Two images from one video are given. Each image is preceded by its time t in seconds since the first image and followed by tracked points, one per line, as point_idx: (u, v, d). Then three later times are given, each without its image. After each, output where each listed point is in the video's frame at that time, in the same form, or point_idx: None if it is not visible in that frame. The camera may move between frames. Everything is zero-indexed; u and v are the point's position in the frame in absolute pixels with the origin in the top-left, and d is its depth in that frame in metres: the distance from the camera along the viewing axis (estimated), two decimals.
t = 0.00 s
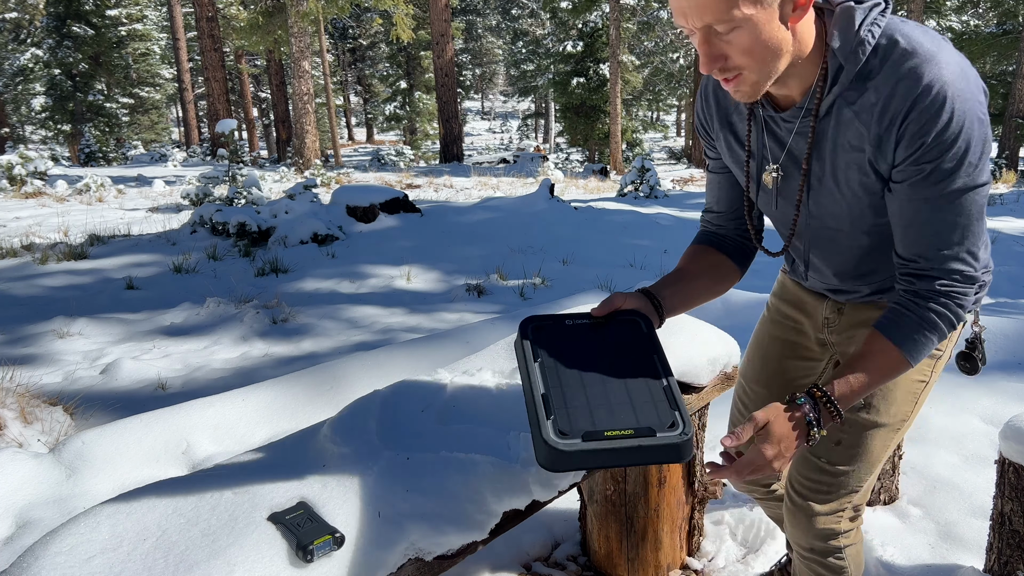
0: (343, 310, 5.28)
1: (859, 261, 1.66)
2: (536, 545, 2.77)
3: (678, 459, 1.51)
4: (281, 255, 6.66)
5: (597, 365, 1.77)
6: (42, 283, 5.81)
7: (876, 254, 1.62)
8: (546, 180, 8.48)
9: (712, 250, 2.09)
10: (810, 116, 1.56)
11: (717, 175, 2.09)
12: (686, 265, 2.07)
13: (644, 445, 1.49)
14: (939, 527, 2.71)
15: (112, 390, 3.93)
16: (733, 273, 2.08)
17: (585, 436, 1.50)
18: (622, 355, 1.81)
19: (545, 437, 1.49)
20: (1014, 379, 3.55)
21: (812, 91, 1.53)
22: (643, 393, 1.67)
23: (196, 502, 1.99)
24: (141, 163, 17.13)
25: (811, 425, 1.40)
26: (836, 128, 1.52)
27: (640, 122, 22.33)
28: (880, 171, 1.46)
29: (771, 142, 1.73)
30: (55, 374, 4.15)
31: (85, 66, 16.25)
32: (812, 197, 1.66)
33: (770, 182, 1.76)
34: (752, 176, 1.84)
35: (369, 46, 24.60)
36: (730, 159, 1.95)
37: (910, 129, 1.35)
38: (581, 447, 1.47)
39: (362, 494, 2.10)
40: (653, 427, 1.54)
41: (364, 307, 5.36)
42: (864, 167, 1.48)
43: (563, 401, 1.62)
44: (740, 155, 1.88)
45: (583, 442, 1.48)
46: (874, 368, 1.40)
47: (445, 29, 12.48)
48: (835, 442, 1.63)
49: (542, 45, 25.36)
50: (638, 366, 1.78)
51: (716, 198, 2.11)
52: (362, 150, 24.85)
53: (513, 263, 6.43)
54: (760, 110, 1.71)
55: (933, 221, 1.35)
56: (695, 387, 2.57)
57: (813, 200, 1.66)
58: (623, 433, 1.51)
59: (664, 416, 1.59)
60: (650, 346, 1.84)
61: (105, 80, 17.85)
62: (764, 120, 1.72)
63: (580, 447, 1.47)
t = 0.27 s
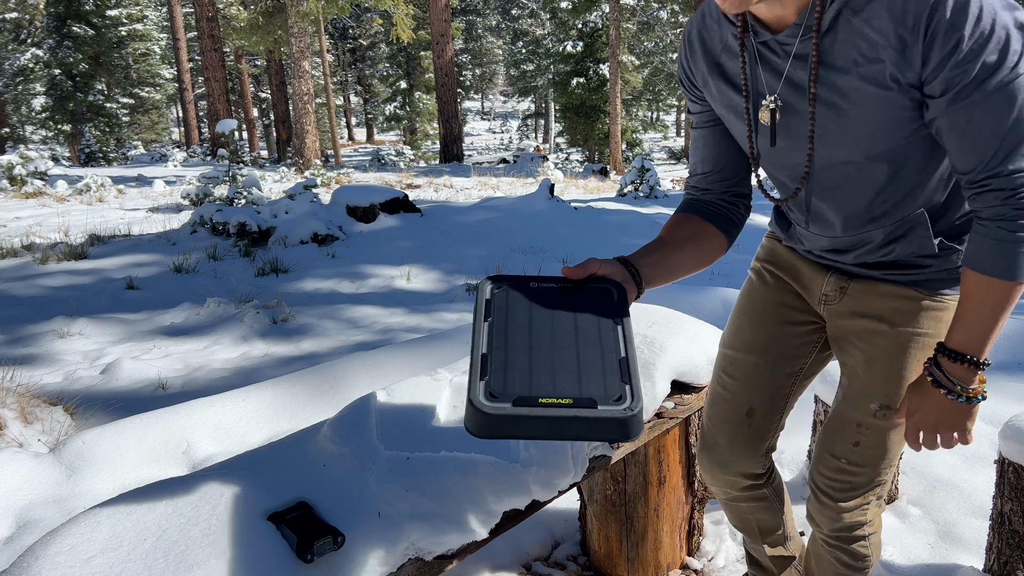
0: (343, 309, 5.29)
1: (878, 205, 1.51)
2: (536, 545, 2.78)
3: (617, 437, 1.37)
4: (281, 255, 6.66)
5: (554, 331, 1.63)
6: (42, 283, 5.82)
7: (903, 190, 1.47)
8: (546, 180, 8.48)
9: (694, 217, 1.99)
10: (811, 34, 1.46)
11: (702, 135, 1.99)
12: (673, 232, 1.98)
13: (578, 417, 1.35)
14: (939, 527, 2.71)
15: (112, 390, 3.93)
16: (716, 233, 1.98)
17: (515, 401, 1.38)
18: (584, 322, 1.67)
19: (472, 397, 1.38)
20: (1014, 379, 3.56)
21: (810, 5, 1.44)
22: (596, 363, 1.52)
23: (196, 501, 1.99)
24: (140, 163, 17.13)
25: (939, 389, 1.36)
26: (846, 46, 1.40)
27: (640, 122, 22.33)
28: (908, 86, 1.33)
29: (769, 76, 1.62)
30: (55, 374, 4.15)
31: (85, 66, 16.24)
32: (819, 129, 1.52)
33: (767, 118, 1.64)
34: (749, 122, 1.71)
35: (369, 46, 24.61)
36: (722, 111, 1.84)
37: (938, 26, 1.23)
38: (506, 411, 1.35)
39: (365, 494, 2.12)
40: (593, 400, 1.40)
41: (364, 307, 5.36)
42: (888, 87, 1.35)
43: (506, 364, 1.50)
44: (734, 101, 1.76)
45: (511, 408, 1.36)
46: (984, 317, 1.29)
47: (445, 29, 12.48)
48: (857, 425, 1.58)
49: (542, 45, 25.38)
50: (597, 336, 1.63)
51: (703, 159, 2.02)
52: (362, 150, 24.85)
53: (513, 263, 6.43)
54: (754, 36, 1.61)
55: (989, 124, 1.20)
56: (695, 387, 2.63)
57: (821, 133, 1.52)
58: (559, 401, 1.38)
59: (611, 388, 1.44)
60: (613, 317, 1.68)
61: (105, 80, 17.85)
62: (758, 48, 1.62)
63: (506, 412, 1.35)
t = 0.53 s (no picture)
0: (343, 310, 5.29)
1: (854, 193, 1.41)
2: (536, 545, 2.78)
3: (584, 429, 1.00)
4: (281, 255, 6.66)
5: (526, 327, 1.30)
6: (42, 283, 5.82)
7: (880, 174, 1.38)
8: (546, 180, 8.48)
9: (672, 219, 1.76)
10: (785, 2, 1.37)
11: (670, 122, 1.79)
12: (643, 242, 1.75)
13: (529, 400, 1.00)
14: (939, 527, 2.72)
15: (112, 390, 3.93)
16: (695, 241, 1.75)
17: (453, 387, 1.05)
18: (565, 317, 1.33)
19: (401, 384, 1.07)
20: (1013, 379, 3.56)
21: None
22: (569, 351, 1.17)
23: (195, 501, 1.99)
24: (140, 163, 17.14)
25: (911, 379, 1.17)
26: (824, 12, 1.31)
27: (639, 122, 22.34)
28: (889, 57, 1.25)
29: (742, 50, 1.49)
30: (55, 374, 4.15)
31: (85, 66, 16.25)
32: (795, 105, 1.40)
33: (745, 93, 1.48)
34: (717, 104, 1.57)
35: (369, 46, 24.62)
36: (688, 92, 1.67)
37: None
38: (435, 396, 1.03)
39: (367, 492, 2.12)
40: (555, 384, 1.04)
41: (364, 307, 5.36)
42: (867, 59, 1.27)
43: (458, 358, 1.19)
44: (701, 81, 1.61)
45: (443, 394, 1.03)
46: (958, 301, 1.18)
47: (444, 29, 12.48)
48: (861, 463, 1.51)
49: (542, 45, 25.40)
50: (579, 326, 1.28)
51: (670, 150, 1.81)
52: (361, 150, 24.86)
53: (513, 263, 6.43)
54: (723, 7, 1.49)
55: (980, 92, 1.15)
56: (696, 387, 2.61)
57: (796, 110, 1.41)
58: (508, 385, 1.04)
59: (581, 372, 1.08)
60: (602, 312, 1.33)
61: (106, 80, 17.86)
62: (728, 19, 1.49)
63: (435, 397, 1.02)
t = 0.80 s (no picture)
0: (343, 309, 5.28)
1: (785, 190, 1.37)
2: (536, 546, 2.77)
3: (611, 479, 0.90)
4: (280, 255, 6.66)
5: (529, 325, 1.18)
6: (41, 283, 5.81)
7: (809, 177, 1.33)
8: (546, 180, 8.48)
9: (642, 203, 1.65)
10: None
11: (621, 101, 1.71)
12: (620, 225, 1.60)
13: (544, 440, 0.89)
14: (939, 527, 2.71)
15: (112, 390, 3.93)
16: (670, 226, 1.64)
17: (449, 418, 0.93)
18: (571, 314, 1.20)
19: (385, 409, 0.95)
20: (1013, 379, 3.56)
21: None
22: (583, 371, 1.05)
23: (195, 500, 1.99)
24: (141, 163, 17.13)
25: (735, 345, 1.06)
26: None
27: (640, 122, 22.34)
28: (826, 48, 1.19)
29: (679, 36, 1.45)
30: (54, 374, 4.15)
31: (85, 66, 16.24)
32: (727, 96, 1.34)
33: (678, 76, 1.43)
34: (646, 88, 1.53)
35: (369, 46, 24.61)
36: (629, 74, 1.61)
37: None
38: (427, 429, 0.91)
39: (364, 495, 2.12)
40: (571, 423, 0.93)
41: (363, 307, 5.35)
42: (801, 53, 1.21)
43: (451, 369, 1.06)
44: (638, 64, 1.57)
45: (437, 427, 0.91)
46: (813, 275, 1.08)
47: (444, 28, 12.47)
48: (800, 509, 1.39)
49: (541, 45, 25.39)
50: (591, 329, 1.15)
51: (619, 135, 1.72)
52: (361, 150, 24.84)
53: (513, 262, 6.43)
54: None
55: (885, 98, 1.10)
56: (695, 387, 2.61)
57: (729, 102, 1.35)
58: (514, 420, 0.92)
59: (603, 406, 0.97)
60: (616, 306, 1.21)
61: (106, 80, 17.85)
62: None
63: (427, 431, 0.90)
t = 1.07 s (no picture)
0: (342, 310, 5.27)
1: (756, 176, 1.51)
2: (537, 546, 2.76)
3: (602, 548, 0.88)
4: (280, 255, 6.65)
5: (527, 328, 1.12)
6: (41, 283, 5.80)
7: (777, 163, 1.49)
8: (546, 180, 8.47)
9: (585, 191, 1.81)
10: None
11: (570, 92, 1.85)
12: (562, 208, 1.77)
13: (529, 508, 0.88)
14: (940, 528, 2.71)
15: (111, 391, 3.92)
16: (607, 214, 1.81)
17: (424, 472, 0.92)
18: (575, 314, 1.14)
19: (357, 454, 0.94)
20: (1014, 380, 3.55)
21: None
22: (586, 403, 1.01)
23: (196, 500, 1.98)
24: (140, 163, 17.09)
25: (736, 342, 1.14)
26: None
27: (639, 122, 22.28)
28: (790, 40, 1.35)
29: (642, 30, 1.57)
30: (54, 374, 4.14)
31: (84, 66, 16.21)
32: (706, 83, 1.47)
33: (648, 67, 1.55)
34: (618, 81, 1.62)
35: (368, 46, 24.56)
36: (586, 73, 1.74)
37: None
38: (399, 484, 0.91)
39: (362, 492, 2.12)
40: (561, 482, 0.91)
41: (363, 307, 5.34)
42: (772, 42, 1.37)
43: (434, 397, 1.03)
44: (603, 61, 1.67)
45: (410, 484, 0.91)
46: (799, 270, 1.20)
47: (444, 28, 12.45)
48: (740, 505, 1.43)
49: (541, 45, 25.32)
50: (597, 344, 1.09)
51: (565, 123, 1.88)
52: (361, 151, 24.79)
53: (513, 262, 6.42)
54: None
55: (849, 95, 1.26)
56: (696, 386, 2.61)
57: (709, 88, 1.48)
58: (498, 478, 0.91)
59: (600, 460, 0.94)
60: (630, 300, 1.15)
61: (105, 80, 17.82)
62: None
63: (399, 487, 0.91)
